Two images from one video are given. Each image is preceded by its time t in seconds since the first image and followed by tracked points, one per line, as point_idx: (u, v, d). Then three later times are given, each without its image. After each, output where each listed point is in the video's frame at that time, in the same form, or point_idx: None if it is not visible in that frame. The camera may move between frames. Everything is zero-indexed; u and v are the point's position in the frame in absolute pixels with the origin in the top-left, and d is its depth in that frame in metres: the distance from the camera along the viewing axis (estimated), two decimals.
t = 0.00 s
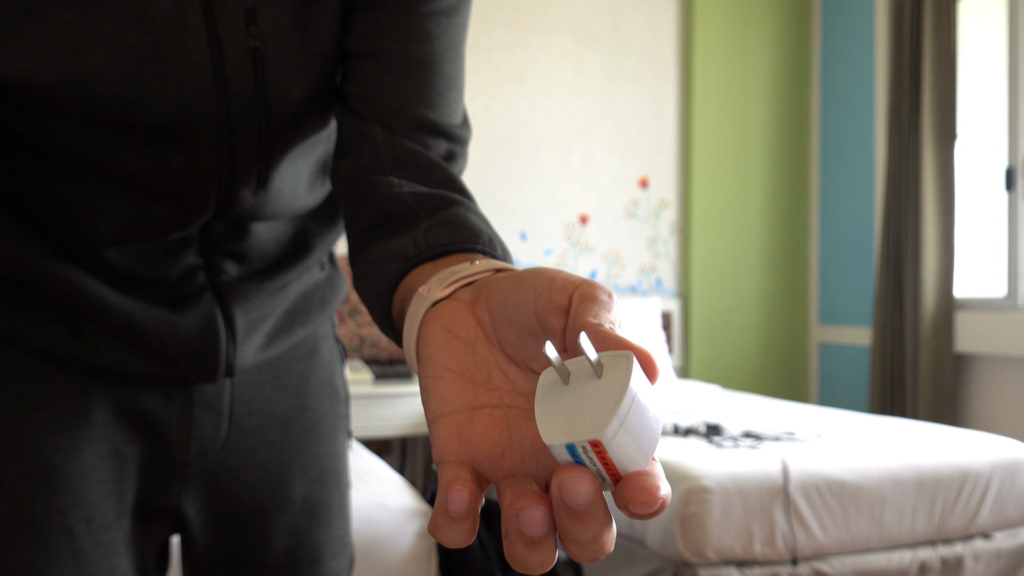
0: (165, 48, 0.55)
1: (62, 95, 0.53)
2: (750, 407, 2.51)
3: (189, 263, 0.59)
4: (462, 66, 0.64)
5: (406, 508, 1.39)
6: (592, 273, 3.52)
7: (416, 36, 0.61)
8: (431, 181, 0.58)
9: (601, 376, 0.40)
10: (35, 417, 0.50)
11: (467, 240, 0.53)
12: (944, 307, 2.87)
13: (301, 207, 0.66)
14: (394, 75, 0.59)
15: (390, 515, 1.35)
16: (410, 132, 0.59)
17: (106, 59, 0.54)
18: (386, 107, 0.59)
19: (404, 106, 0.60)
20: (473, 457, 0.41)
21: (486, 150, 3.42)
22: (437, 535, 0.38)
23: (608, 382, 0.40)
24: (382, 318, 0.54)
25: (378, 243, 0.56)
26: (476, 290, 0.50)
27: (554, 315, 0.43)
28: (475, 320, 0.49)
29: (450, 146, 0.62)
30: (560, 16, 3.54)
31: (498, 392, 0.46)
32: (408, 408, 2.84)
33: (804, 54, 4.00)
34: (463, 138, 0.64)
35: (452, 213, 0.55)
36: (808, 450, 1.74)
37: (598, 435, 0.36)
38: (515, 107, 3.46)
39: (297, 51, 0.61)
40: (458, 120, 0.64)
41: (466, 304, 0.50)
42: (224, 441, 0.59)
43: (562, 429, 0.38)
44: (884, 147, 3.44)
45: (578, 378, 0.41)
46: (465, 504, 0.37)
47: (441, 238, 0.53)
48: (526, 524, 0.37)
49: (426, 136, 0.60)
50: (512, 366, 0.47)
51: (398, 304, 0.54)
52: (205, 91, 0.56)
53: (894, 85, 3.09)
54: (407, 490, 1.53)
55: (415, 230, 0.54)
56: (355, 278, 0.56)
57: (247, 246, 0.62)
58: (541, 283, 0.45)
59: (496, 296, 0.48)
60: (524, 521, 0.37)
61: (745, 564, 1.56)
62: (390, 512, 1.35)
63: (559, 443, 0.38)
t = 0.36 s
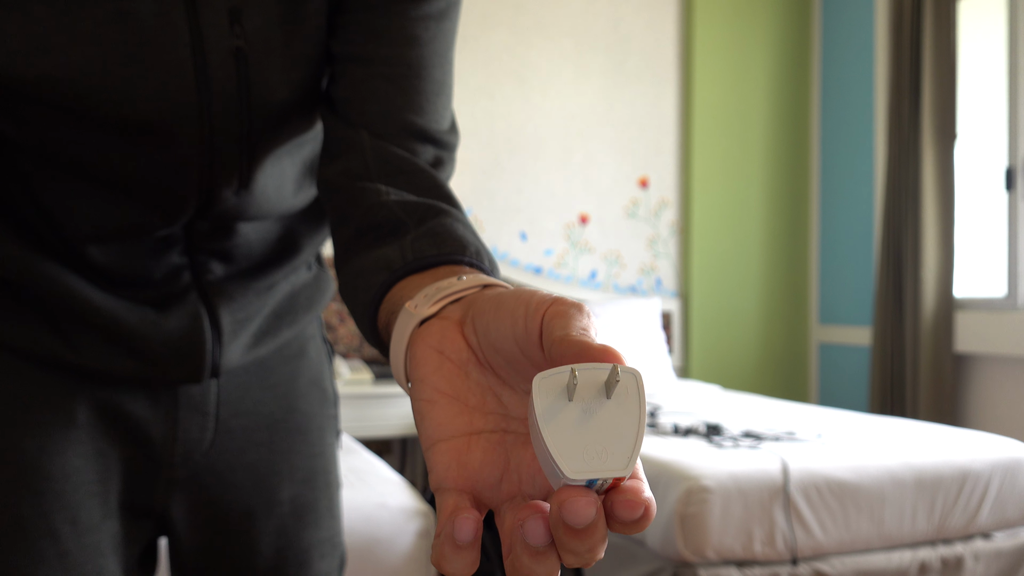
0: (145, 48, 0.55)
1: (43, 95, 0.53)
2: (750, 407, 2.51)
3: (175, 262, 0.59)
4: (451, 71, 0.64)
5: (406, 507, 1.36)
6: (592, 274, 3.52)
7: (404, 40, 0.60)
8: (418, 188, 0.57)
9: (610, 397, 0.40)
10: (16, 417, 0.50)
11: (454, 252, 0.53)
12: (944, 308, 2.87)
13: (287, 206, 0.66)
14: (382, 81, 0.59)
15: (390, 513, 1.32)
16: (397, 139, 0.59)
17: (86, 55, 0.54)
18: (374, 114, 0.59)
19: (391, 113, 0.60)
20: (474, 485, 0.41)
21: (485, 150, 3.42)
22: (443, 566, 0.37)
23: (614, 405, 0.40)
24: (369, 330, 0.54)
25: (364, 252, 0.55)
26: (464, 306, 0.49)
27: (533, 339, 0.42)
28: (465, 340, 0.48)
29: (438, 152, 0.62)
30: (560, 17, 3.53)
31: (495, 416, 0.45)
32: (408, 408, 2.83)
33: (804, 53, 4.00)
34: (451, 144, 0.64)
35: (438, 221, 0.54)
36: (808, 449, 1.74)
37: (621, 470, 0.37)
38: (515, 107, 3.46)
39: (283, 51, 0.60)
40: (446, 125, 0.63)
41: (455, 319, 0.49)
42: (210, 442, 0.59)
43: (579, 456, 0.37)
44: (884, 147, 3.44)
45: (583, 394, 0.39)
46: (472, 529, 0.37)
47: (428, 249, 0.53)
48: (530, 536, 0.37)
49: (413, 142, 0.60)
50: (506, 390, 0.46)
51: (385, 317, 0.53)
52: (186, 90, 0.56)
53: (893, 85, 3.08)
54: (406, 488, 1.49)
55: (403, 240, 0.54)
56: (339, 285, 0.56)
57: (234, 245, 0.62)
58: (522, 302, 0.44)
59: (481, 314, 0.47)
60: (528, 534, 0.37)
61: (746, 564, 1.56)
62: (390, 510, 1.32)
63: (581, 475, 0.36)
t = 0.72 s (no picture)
0: (129, 49, 0.55)
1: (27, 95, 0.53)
2: (755, 408, 2.50)
3: (160, 263, 0.59)
4: (439, 76, 0.63)
5: (406, 507, 1.35)
6: (592, 274, 3.52)
7: (392, 44, 0.60)
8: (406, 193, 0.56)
9: (604, 365, 0.40)
10: None
11: (442, 258, 0.51)
12: (944, 307, 2.87)
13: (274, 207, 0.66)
14: (370, 86, 0.59)
15: (390, 514, 1.30)
16: (384, 143, 0.58)
17: (64, 57, 0.54)
18: (361, 119, 0.59)
19: (380, 118, 0.59)
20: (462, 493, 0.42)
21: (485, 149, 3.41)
22: None
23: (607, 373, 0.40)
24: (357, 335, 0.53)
25: (351, 257, 0.54)
26: (453, 313, 0.48)
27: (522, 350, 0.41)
28: (453, 348, 0.47)
29: (425, 157, 0.61)
30: (560, 16, 3.53)
31: (483, 425, 0.45)
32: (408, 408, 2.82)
33: (804, 53, 3.99)
34: (438, 149, 0.63)
35: (427, 226, 0.53)
36: (808, 449, 1.74)
37: (594, 438, 0.37)
38: (515, 106, 3.45)
39: (267, 53, 0.60)
40: (433, 129, 0.62)
41: (443, 326, 0.48)
42: (196, 445, 0.58)
43: (555, 412, 0.38)
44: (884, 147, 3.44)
45: (577, 356, 0.40)
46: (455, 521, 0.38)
47: (417, 254, 0.51)
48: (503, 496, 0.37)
49: (400, 147, 0.59)
50: (494, 398, 0.45)
51: (373, 322, 0.52)
52: (169, 91, 0.56)
53: (893, 85, 3.07)
54: (406, 489, 1.48)
55: (392, 245, 0.52)
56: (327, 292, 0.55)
57: (220, 245, 0.61)
58: (510, 312, 0.42)
59: (469, 321, 0.45)
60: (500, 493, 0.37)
61: (746, 564, 1.56)
62: (390, 511, 1.31)
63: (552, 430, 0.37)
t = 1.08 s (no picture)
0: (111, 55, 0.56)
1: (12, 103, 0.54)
2: (755, 407, 2.50)
3: (148, 266, 0.59)
4: (429, 82, 0.63)
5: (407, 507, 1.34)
6: (592, 274, 3.52)
7: (380, 49, 0.60)
8: (392, 198, 0.55)
9: (582, 366, 0.38)
10: None
11: (426, 264, 0.51)
12: (944, 307, 2.87)
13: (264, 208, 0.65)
14: (357, 93, 0.59)
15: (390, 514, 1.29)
16: (369, 150, 0.58)
17: (47, 61, 0.54)
18: (348, 126, 0.59)
19: (367, 124, 0.59)
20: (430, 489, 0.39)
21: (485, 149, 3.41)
22: (392, 562, 0.38)
23: (573, 373, 0.38)
24: (340, 339, 0.52)
25: (337, 262, 0.53)
26: (435, 317, 0.47)
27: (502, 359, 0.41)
28: (433, 353, 0.46)
29: (413, 162, 0.60)
30: (560, 16, 3.52)
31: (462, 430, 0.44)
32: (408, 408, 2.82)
33: (804, 53, 3.99)
34: (428, 155, 0.62)
35: (411, 230, 0.52)
36: (807, 449, 1.73)
37: (510, 403, 0.35)
38: (515, 106, 3.45)
39: (251, 57, 0.61)
40: (422, 134, 0.62)
41: (424, 330, 0.47)
42: (186, 448, 0.58)
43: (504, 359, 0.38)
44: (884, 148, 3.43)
45: (567, 342, 0.39)
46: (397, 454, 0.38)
47: (401, 258, 0.51)
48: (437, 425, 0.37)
49: (388, 153, 0.59)
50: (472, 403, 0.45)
51: (355, 327, 0.51)
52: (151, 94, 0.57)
53: (893, 85, 3.07)
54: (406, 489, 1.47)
55: (375, 250, 0.52)
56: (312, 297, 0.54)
57: (210, 246, 0.61)
58: (491, 320, 0.42)
59: (450, 328, 0.45)
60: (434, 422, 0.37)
61: (746, 564, 1.55)
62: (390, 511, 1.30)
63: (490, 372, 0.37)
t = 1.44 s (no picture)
0: (100, 58, 0.56)
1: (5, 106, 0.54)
2: (755, 407, 2.50)
3: (141, 267, 0.59)
4: (420, 85, 0.63)
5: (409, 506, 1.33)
6: (592, 274, 3.52)
7: (369, 52, 0.59)
8: (379, 201, 0.55)
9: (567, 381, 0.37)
10: None
11: (408, 263, 0.50)
12: (944, 308, 2.87)
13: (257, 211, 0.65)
14: (346, 97, 0.59)
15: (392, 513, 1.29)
16: (358, 153, 0.58)
17: (36, 65, 0.55)
18: (337, 129, 0.59)
19: (356, 127, 0.59)
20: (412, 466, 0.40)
21: (485, 149, 3.41)
22: (383, 543, 0.37)
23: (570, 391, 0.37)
24: (321, 341, 0.51)
25: (323, 265, 0.53)
26: (412, 314, 0.47)
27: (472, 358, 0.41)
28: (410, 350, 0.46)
29: (404, 166, 0.60)
30: (560, 17, 3.53)
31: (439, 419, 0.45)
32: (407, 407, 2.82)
33: (804, 54, 3.99)
34: (420, 158, 0.62)
35: (395, 231, 0.52)
36: (807, 449, 1.73)
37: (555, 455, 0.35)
38: (515, 106, 3.45)
39: (240, 60, 0.61)
40: (413, 138, 0.62)
41: (400, 327, 0.47)
42: (179, 450, 0.58)
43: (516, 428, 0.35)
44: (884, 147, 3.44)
45: (541, 368, 0.37)
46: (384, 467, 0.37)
47: (385, 259, 0.51)
48: (437, 460, 0.36)
49: (377, 156, 0.58)
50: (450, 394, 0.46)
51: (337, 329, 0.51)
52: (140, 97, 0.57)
53: (892, 86, 3.07)
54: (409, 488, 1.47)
55: (359, 252, 0.52)
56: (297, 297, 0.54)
57: (201, 250, 0.61)
58: (461, 317, 0.42)
59: (423, 321, 0.45)
60: (434, 456, 0.36)
61: (746, 564, 1.55)
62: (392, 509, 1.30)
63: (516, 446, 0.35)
